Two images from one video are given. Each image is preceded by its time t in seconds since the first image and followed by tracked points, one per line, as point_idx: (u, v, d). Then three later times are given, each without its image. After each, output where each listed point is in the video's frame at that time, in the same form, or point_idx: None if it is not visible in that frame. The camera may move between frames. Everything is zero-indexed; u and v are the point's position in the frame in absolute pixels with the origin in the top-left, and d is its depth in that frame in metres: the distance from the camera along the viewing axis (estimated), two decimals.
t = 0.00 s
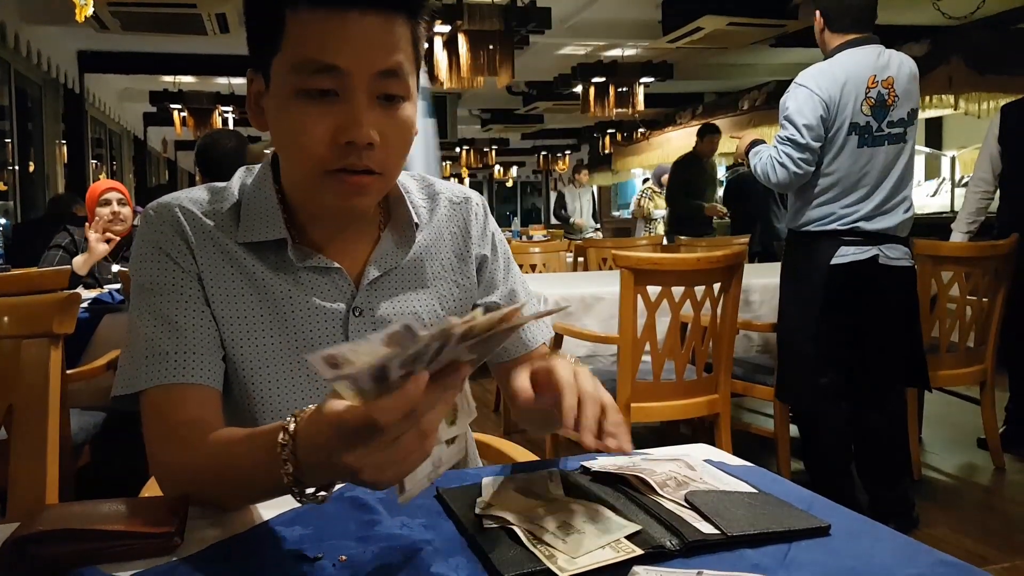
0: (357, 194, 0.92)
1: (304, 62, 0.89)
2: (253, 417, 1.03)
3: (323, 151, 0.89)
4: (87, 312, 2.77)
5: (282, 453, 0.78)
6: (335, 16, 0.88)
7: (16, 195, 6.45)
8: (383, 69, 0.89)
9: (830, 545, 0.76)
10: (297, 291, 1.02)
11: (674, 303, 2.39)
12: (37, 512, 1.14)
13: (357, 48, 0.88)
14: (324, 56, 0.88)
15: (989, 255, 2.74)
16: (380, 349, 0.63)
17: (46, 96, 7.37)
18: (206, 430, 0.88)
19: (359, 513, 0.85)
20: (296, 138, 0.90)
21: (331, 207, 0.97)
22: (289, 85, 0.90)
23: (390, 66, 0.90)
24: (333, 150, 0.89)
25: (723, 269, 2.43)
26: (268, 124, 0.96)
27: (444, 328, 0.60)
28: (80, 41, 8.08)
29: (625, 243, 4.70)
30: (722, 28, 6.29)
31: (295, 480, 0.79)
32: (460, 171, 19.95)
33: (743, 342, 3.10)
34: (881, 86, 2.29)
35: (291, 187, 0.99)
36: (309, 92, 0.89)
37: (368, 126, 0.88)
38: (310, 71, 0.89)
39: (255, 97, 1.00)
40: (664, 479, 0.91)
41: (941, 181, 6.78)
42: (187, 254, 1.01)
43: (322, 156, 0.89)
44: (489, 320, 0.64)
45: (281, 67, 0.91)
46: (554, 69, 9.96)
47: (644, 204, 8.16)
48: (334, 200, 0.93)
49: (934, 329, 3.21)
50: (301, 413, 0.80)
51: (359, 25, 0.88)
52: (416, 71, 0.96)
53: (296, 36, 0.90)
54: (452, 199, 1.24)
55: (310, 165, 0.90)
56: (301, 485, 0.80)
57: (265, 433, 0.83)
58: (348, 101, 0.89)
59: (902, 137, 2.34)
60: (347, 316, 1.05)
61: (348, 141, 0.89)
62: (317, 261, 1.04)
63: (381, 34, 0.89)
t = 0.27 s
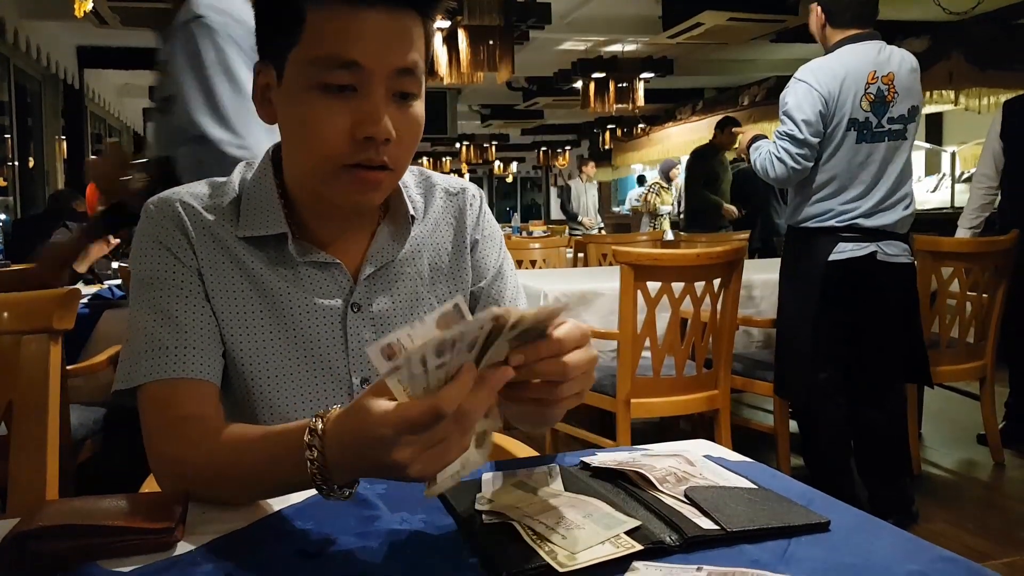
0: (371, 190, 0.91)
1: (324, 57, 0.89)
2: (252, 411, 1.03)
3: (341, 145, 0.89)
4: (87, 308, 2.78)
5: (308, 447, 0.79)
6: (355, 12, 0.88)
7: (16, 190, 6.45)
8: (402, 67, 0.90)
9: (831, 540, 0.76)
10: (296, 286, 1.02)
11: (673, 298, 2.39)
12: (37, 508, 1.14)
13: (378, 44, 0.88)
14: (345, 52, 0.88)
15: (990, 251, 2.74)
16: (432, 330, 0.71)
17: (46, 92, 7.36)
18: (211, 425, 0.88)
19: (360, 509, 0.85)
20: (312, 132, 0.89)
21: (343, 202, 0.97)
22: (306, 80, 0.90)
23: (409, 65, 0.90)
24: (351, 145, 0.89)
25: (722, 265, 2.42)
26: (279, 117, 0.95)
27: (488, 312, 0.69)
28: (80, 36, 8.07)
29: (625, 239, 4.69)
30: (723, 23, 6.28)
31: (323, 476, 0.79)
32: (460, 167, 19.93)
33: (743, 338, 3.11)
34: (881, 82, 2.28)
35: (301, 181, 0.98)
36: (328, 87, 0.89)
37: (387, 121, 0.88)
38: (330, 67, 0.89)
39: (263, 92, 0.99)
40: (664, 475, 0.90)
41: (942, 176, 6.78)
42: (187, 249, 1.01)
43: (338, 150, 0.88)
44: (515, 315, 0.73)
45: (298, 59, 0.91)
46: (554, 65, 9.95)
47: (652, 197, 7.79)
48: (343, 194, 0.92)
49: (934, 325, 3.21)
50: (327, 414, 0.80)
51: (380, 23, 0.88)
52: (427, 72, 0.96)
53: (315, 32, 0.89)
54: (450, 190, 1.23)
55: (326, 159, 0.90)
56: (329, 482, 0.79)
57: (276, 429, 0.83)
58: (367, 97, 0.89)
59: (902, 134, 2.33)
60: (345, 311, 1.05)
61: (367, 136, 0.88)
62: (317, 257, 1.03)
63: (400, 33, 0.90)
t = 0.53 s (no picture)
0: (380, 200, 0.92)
1: (338, 65, 0.88)
2: (253, 406, 1.03)
3: (354, 155, 0.89)
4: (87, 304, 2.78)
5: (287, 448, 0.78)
6: (371, 22, 0.87)
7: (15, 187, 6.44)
8: (417, 79, 0.89)
9: (832, 536, 0.76)
10: (296, 281, 1.03)
11: (673, 295, 2.38)
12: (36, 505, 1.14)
13: (393, 56, 0.87)
14: (360, 61, 0.87)
15: (990, 248, 2.74)
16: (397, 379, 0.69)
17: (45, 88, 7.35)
18: (215, 423, 0.88)
19: (359, 505, 0.85)
20: (324, 140, 0.89)
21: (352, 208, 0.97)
22: (318, 87, 0.89)
23: (423, 77, 0.89)
24: (363, 156, 0.89)
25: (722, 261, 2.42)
26: (287, 120, 0.94)
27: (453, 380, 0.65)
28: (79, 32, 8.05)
29: (625, 235, 4.69)
30: (723, 19, 6.27)
31: (307, 473, 0.79)
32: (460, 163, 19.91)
33: (743, 334, 3.10)
34: (878, 78, 2.28)
35: (307, 184, 0.97)
36: (341, 96, 0.88)
37: (400, 135, 0.88)
38: (344, 76, 0.88)
39: (269, 91, 0.98)
40: (664, 471, 0.91)
41: (942, 173, 6.78)
42: (185, 245, 1.01)
43: (351, 161, 0.89)
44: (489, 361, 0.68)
45: (309, 65, 0.89)
46: (554, 61, 9.94)
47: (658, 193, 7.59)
48: (352, 200, 0.93)
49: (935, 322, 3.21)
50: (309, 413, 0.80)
51: (395, 34, 0.87)
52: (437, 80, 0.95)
53: (329, 38, 0.88)
54: (450, 184, 1.24)
55: (338, 168, 0.90)
56: (313, 479, 0.79)
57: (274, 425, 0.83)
58: (380, 108, 0.88)
59: (900, 130, 2.32)
60: (346, 306, 1.05)
61: (380, 148, 0.88)
62: (316, 252, 1.03)
63: (416, 44, 0.89)
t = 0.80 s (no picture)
0: (373, 213, 0.93)
1: (337, 83, 0.86)
2: (250, 402, 1.03)
3: (348, 171, 0.88)
4: (86, 299, 2.77)
5: (262, 451, 0.79)
6: (371, 40, 0.85)
7: (15, 183, 6.43)
8: (416, 97, 0.87)
9: (829, 531, 0.76)
10: (294, 279, 1.03)
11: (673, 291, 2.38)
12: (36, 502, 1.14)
13: (391, 76, 0.85)
14: (358, 80, 0.85)
15: (990, 244, 2.74)
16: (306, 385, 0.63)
17: (44, 84, 7.35)
18: (211, 422, 0.88)
19: (359, 501, 0.85)
20: (320, 157, 0.88)
21: (348, 221, 0.97)
22: (315, 102, 0.88)
23: (423, 95, 0.88)
24: (359, 173, 0.88)
25: (721, 258, 2.42)
26: (284, 127, 0.93)
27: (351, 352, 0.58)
28: (79, 28, 8.04)
29: (625, 232, 4.69)
30: (723, 15, 6.26)
31: (281, 469, 0.79)
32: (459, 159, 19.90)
33: (742, 330, 3.11)
34: (873, 73, 2.27)
35: (302, 190, 0.97)
36: (337, 113, 0.87)
37: (394, 154, 0.88)
38: (341, 93, 0.86)
39: (266, 94, 0.97)
40: (662, 467, 0.91)
41: (942, 169, 6.78)
42: (182, 242, 1.00)
43: (347, 179, 0.88)
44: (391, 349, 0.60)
45: (306, 77, 0.88)
46: (553, 57, 9.92)
47: (666, 188, 7.52)
48: (349, 213, 0.93)
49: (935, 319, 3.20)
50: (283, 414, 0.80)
51: (395, 52, 0.85)
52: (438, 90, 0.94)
53: (328, 54, 0.86)
54: (452, 184, 1.25)
55: (332, 184, 0.90)
56: (288, 474, 0.79)
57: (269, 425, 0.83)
58: (378, 127, 0.87)
59: (897, 125, 2.32)
60: (343, 302, 1.04)
61: (373, 168, 0.88)
62: (314, 249, 1.03)
63: (418, 64, 0.87)
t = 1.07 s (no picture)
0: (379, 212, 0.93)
1: (340, 80, 0.86)
2: (254, 399, 1.03)
3: (353, 171, 0.88)
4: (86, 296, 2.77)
5: (269, 445, 0.79)
6: (374, 37, 0.85)
7: (14, 179, 6.42)
8: (421, 93, 0.87)
9: (828, 527, 0.76)
10: (300, 276, 1.02)
11: (672, 288, 2.38)
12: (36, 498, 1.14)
13: (395, 73, 0.85)
14: (361, 78, 0.85)
15: (990, 242, 2.74)
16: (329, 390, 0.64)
17: (44, 80, 7.35)
18: (214, 418, 0.88)
19: (360, 497, 0.85)
20: (324, 156, 0.88)
21: (352, 219, 0.97)
22: (318, 100, 0.88)
23: (428, 91, 0.88)
24: (364, 172, 0.88)
25: (721, 255, 2.42)
26: (288, 127, 0.93)
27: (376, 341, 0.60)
28: (78, 24, 8.02)
29: (625, 228, 4.69)
30: (723, 12, 6.25)
31: (285, 462, 0.79)
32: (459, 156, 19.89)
33: (742, 327, 3.11)
34: (872, 72, 2.27)
35: (306, 188, 0.97)
36: (340, 111, 0.87)
37: (400, 150, 0.87)
38: (344, 91, 0.86)
39: (270, 93, 0.97)
40: (661, 464, 0.91)
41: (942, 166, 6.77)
42: (189, 237, 1.01)
43: (351, 178, 0.88)
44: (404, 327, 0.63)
45: (309, 75, 0.88)
46: (553, 53, 9.90)
47: (669, 185, 7.60)
48: (352, 212, 0.93)
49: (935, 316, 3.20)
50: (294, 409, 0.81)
51: (397, 47, 0.85)
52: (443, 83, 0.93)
53: (331, 52, 0.86)
54: (461, 183, 1.24)
55: (338, 184, 0.90)
56: (293, 470, 0.79)
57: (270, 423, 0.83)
58: (381, 123, 0.87)
59: (896, 123, 2.32)
60: (349, 300, 1.04)
61: (379, 165, 0.88)
62: (320, 248, 1.03)
63: (421, 60, 0.87)
